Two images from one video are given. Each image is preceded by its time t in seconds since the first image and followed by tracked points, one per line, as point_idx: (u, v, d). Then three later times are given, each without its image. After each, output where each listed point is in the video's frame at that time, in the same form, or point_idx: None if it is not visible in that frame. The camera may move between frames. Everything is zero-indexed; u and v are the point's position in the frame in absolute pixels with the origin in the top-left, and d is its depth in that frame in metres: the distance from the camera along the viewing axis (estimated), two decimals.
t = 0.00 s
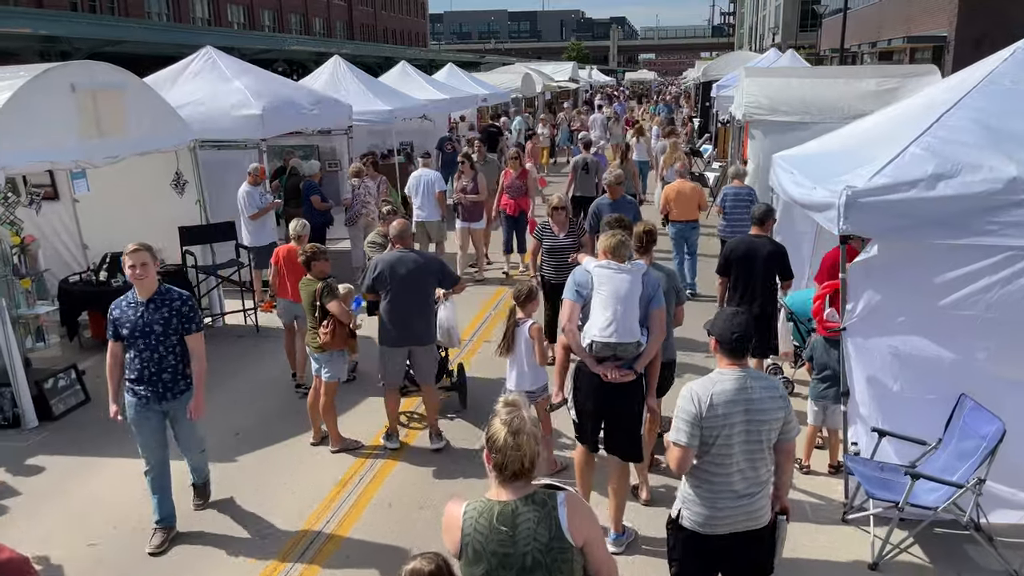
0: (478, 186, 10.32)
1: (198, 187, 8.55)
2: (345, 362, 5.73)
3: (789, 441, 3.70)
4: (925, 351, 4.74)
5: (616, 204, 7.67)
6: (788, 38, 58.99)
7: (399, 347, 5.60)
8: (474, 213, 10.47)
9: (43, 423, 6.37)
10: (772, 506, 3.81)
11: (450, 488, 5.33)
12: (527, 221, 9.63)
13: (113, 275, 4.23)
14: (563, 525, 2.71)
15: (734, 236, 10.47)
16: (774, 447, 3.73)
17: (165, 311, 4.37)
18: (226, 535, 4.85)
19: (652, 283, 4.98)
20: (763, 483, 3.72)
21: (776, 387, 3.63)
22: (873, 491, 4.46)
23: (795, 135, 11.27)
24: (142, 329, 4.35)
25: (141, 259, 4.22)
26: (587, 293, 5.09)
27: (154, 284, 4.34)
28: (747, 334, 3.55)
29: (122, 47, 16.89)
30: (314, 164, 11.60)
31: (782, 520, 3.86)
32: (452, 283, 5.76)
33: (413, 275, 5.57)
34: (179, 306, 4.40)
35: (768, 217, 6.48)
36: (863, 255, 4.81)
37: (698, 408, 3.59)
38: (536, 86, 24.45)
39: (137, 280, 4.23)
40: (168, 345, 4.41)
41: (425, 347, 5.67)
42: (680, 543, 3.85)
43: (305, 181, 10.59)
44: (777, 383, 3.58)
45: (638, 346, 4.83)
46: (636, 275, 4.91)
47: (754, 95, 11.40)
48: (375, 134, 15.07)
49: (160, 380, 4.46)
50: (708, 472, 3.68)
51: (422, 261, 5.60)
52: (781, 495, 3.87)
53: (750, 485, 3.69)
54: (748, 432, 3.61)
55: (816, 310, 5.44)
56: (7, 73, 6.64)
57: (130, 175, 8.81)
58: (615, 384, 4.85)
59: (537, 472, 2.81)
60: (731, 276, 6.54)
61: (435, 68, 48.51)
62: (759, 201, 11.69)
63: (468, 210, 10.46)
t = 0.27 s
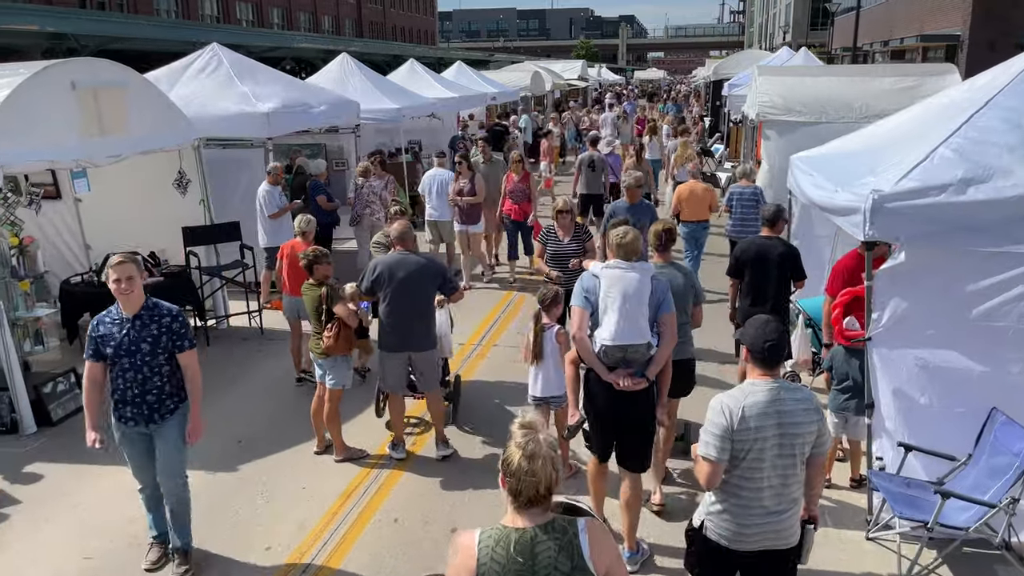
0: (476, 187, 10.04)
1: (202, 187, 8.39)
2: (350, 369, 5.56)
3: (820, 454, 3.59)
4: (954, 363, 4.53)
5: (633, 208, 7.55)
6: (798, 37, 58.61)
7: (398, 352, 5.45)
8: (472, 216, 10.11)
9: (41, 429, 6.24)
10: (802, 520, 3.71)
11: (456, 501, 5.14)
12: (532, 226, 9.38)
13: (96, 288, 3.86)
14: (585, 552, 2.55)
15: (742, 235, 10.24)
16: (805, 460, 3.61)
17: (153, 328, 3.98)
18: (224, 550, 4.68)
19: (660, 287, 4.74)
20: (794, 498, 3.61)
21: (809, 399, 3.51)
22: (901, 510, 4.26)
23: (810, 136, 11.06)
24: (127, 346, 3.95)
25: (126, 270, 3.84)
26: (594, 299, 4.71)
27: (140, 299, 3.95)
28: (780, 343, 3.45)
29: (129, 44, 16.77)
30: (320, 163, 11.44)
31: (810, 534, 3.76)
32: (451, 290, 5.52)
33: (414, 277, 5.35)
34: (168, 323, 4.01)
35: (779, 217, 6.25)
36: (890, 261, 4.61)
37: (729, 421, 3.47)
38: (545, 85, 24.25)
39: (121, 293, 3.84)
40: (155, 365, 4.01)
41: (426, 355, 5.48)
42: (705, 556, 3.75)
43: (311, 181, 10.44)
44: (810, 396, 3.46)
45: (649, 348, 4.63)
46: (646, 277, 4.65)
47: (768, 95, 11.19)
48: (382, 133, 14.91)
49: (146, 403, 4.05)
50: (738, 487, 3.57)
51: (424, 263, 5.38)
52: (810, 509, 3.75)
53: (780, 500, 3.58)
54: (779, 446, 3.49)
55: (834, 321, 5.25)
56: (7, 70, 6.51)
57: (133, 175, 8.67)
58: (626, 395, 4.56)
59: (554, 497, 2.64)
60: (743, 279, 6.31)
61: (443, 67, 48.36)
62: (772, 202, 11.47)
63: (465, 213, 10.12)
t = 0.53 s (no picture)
0: (473, 191, 9.74)
1: (205, 187, 8.23)
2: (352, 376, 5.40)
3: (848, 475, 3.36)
4: (987, 377, 4.31)
5: (652, 210, 7.35)
6: (810, 36, 58.13)
7: (396, 360, 5.28)
8: (469, 220, 9.78)
9: (39, 435, 6.09)
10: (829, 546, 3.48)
11: (463, 516, 4.94)
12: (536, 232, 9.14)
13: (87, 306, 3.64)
14: None
15: (751, 236, 10.04)
16: (832, 481, 3.39)
17: (144, 353, 3.70)
18: (220, 566, 4.49)
19: (666, 291, 4.39)
20: (819, 521, 3.38)
21: (836, 416, 3.29)
22: (931, 531, 4.02)
23: (825, 136, 10.84)
24: (115, 372, 3.67)
25: (116, 291, 3.59)
26: (599, 304, 4.43)
27: (131, 322, 3.68)
28: (803, 354, 3.27)
29: (138, 41, 16.69)
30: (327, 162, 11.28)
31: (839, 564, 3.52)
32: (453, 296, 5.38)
33: (414, 282, 5.20)
34: (161, 348, 3.73)
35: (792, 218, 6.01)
36: (919, 269, 4.39)
37: (747, 434, 3.29)
38: (556, 83, 24.07)
39: (109, 316, 3.58)
40: (145, 394, 3.73)
41: (427, 363, 5.32)
42: None
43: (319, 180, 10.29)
44: (835, 411, 3.25)
45: (655, 353, 4.35)
46: (651, 281, 4.36)
47: (782, 94, 10.97)
48: (390, 131, 14.75)
49: (131, 436, 3.77)
50: (758, 505, 3.38)
51: (424, 269, 5.24)
52: (840, 535, 3.52)
53: (804, 522, 3.37)
54: (802, 464, 3.29)
55: (854, 333, 4.97)
56: (7, 67, 6.37)
57: (137, 175, 8.52)
58: (633, 400, 4.39)
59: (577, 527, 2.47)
60: (754, 282, 6.10)
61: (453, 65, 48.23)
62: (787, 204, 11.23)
63: (463, 216, 9.75)
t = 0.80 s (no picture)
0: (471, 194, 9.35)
1: (215, 187, 8.10)
2: (360, 383, 5.23)
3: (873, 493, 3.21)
4: None
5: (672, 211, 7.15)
6: (826, 34, 57.59)
7: (405, 368, 5.14)
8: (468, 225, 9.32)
9: (44, 440, 5.95)
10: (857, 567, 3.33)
11: (476, 530, 4.77)
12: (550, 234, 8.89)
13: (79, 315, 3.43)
14: None
15: (772, 238, 9.82)
16: (857, 498, 3.25)
17: (131, 372, 3.42)
18: None
19: (685, 295, 4.19)
20: (843, 539, 3.25)
21: (859, 430, 3.15)
22: (970, 554, 3.81)
23: (846, 135, 10.64)
24: (102, 392, 3.43)
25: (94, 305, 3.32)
26: (616, 306, 4.21)
27: (117, 338, 3.40)
28: (823, 365, 3.14)
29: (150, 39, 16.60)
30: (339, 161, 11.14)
31: None
32: (461, 302, 5.21)
33: (422, 286, 5.04)
34: (150, 366, 3.43)
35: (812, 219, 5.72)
36: (958, 277, 4.17)
37: (764, 447, 3.19)
38: (570, 82, 23.87)
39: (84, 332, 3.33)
40: (134, 415, 3.46)
41: (436, 371, 5.17)
42: None
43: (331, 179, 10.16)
44: (857, 425, 3.12)
45: (672, 358, 4.14)
46: (669, 283, 4.15)
47: (802, 92, 10.80)
48: (402, 130, 14.60)
49: (123, 461, 3.51)
50: (778, 521, 3.26)
51: (433, 273, 5.07)
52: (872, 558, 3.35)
53: (826, 539, 3.24)
54: (823, 479, 3.16)
55: (884, 347, 4.73)
56: (14, 64, 6.25)
57: (146, 174, 8.39)
58: (651, 406, 4.20)
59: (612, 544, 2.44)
60: (771, 283, 5.81)
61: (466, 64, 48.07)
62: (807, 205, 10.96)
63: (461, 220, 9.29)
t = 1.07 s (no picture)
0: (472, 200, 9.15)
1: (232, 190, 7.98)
2: (377, 394, 5.07)
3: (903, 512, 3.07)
4: None
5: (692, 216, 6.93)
6: (847, 33, 56.96)
7: (424, 380, 4.98)
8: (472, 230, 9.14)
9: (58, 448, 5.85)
10: None
11: (498, 548, 4.61)
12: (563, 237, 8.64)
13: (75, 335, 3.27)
14: None
15: (797, 237, 9.63)
16: (886, 517, 3.11)
17: (108, 411, 3.10)
18: None
19: (722, 304, 3.99)
20: (871, 559, 3.11)
21: (886, 446, 3.01)
22: None
23: (874, 137, 10.37)
24: (79, 433, 3.14)
25: (67, 338, 3.02)
26: (649, 313, 4.04)
27: (95, 374, 3.08)
28: (845, 376, 3.03)
29: (168, 39, 16.57)
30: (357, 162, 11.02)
31: None
32: (481, 312, 5.03)
33: (441, 294, 4.87)
34: (128, 406, 3.09)
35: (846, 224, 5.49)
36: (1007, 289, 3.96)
37: (784, 461, 3.08)
38: (588, 82, 23.66)
39: (61, 366, 3.03)
40: (114, 456, 3.16)
41: (455, 381, 5.01)
42: None
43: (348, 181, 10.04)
44: (883, 441, 2.98)
45: (707, 367, 3.92)
46: (704, 290, 3.96)
47: (829, 93, 10.53)
48: (420, 130, 14.47)
49: (110, 503, 3.25)
50: (800, 537, 3.14)
51: (452, 280, 4.91)
52: None
53: (853, 559, 3.10)
54: (847, 496, 3.03)
55: (925, 363, 4.47)
56: (30, 65, 6.16)
57: (163, 177, 8.29)
58: (686, 416, 4.00)
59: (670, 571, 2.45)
60: (803, 290, 5.60)
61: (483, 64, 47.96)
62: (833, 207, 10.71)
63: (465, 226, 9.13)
